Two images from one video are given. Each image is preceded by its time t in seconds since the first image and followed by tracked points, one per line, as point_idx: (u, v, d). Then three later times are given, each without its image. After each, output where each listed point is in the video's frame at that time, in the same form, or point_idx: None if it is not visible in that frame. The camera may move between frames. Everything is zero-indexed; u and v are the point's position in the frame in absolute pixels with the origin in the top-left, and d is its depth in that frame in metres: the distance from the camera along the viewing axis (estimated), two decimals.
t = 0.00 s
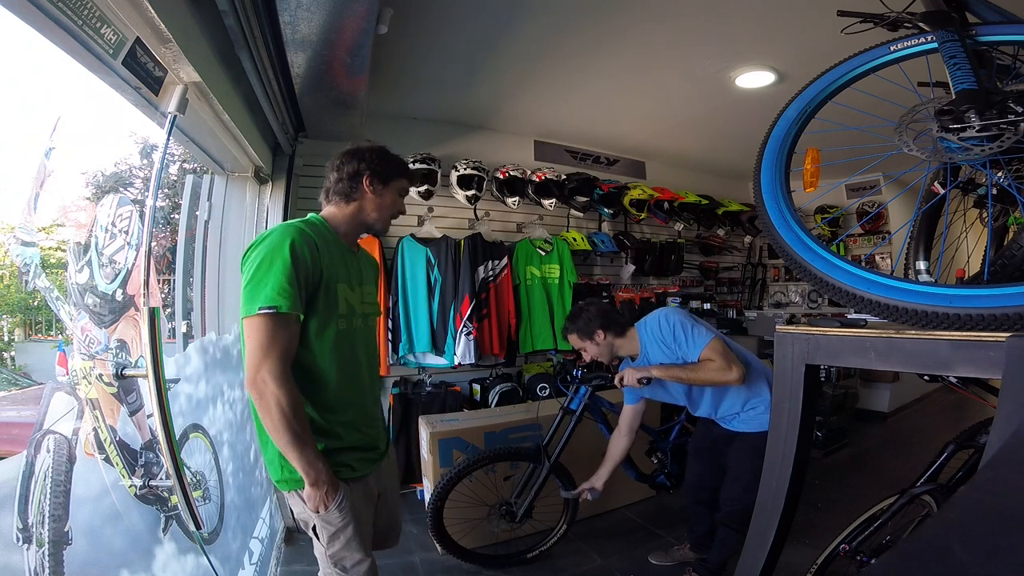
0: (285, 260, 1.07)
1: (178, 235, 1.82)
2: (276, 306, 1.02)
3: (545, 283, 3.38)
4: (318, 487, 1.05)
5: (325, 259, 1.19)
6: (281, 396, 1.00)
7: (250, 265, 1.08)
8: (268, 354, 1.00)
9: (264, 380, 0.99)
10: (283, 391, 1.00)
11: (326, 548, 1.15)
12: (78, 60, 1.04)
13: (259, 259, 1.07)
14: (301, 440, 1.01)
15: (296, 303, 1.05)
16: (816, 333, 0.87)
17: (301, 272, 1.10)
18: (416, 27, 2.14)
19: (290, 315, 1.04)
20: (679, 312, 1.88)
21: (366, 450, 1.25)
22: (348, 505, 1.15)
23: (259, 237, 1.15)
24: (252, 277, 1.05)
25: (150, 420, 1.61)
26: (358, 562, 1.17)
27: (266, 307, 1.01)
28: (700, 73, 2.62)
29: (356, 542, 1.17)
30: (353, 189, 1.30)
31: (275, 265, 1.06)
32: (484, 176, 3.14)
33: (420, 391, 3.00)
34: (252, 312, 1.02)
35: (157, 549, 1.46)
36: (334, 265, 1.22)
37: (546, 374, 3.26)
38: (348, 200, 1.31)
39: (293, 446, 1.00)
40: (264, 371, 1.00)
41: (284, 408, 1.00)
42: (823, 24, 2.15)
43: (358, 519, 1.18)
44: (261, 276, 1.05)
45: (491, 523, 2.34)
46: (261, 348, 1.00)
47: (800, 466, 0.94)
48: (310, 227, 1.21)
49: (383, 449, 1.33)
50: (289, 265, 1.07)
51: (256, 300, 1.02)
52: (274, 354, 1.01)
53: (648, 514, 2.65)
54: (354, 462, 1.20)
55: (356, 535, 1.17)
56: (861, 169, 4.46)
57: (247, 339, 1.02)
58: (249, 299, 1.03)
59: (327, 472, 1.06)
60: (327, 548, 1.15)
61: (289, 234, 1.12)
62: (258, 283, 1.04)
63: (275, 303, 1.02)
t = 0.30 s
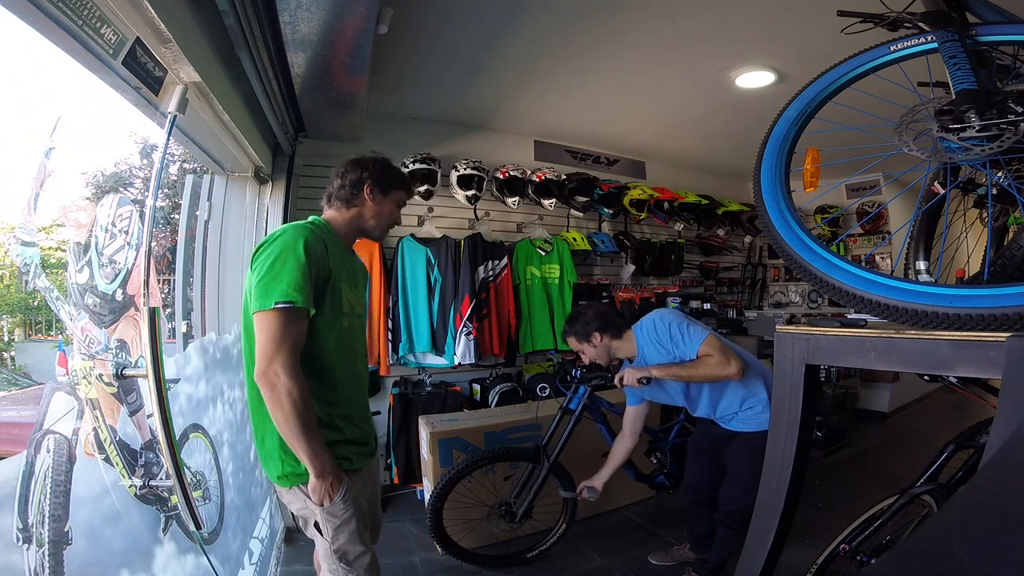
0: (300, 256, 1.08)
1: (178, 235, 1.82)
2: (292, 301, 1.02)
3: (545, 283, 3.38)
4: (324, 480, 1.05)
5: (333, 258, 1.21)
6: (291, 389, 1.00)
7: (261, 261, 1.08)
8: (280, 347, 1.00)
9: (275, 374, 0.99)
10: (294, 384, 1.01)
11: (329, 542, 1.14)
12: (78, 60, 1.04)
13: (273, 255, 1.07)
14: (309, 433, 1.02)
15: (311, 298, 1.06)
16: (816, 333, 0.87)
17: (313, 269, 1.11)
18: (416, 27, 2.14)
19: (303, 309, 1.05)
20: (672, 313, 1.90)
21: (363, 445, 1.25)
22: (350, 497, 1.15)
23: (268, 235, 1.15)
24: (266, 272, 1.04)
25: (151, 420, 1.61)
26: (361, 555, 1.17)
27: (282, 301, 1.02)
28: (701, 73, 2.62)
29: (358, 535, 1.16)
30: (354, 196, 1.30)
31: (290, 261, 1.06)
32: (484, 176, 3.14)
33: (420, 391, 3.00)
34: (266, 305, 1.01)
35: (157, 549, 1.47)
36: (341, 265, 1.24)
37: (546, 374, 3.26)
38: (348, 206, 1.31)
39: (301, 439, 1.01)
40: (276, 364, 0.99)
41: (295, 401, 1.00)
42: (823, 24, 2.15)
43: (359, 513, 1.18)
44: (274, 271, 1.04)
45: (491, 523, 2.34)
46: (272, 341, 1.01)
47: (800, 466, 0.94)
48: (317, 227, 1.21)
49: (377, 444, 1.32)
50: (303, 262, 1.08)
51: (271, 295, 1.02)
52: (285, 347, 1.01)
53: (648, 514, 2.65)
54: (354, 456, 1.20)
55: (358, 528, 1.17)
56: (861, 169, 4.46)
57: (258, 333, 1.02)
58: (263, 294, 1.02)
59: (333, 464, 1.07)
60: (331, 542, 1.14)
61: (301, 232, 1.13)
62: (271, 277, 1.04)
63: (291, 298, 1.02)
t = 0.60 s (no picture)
0: (305, 251, 1.09)
1: (178, 235, 1.82)
2: (295, 294, 1.03)
3: (545, 283, 3.38)
4: (315, 475, 1.04)
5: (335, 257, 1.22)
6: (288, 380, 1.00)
7: (265, 253, 1.08)
8: (278, 339, 1.01)
9: (272, 365, 0.99)
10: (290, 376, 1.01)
11: (322, 540, 1.13)
12: (77, 59, 1.04)
13: (278, 248, 1.07)
14: (303, 425, 1.02)
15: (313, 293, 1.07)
16: (816, 333, 0.87)
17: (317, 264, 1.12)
18: (416, 27, 2.14)
19: (305, 303, 1.06)
20: (673, 313, 1.90)
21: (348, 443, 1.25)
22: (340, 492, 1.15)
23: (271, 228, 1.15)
24: (270, 265, 1.05)
25: (151, 421, 1.61)
26: (354, 552, 1.17)
27: (286, 294, 1.02)
28: (701, 73, 2.62)
29: (350, 531, 1.16)
30: (355, 203, 1.30)
31: (295, 255, 1.07)
32: (484, 176, 3.14)
33: (420, 391, 3.01)
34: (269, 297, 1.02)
35: (157, 549, 1.47)
36: (341, 264, 1.25)
37: (546, 374, 3.25)
38: (348, 212, 1.31)
39: (294, 431, 1.01)
40: (273, 355, 1.00)
41: (291, 393, 1.00)
42: (823, 24, 2.15)
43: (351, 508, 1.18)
44: (278, 264, 1.05)
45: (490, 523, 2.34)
46: (271, 333, 1.01)
47: (800, 466, 0.94)
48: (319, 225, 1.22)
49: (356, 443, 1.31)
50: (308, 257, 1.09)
51: (274, 287, 1.02)
52: (284, 339, 1.01)
53: (648, 514, 2.65)
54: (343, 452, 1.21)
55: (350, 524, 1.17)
56: (861, 169, 4.46)
57: (257, 324, 1.02)
58: (266, 286, 1.02)
59: (324, 459, 1.07)
60: (323, 540, 1.13)
61: (307, 227, 1.14)
62: (275, 270, 1.04)
63: (294, 291, 1.03)
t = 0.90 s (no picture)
0: (309, 248, 1.09)
1: (178, 235, 1.82)
2: (301, 291, 1.03)
3: (545, 283, 3.38)
4: (317, 478, 1.05)
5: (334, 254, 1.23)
6: (290, 380, 1.01)
7: (266, 249, 1.07)
8: (281, 339, 1.01)
9: (276, 365, 0.99)
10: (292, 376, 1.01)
11: (321, 549, 1.12)
12: (77, 59, 1.04)
13: (280, 244, 1.07)
14: (304, 426, 1.02)
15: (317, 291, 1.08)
16: (817, 333, 0.87)
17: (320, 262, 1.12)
18: (416, 27, 2.14)
19: (308, 300, 1.07)
20: (699, 296, 1.81)
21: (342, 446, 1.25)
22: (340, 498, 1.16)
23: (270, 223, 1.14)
24: (273, 260, 1.04)
25: (151, 420, 1.61)
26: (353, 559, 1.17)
27: (293, 291, 1.02)
28: (701, 74, 2.62)
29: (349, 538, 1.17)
30: (350, 203, 1.29)
31: (300, 252, 1.07)
32: (484, 176, 3.14)
33: (420, 391, 3.01)
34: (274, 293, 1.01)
35: (157, 549, 1.47)
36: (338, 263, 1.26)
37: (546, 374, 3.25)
38: (343, 211, 1.30)
39: (295, 432, 1.01)
40: (276, 356, 1.00)
41: (293, 393, 1.01)
42: (823, 24, 2.14)
43: (349, 512, 1.18)
44: (282, 260, 1.05)
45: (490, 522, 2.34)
46: (273, 333, 1.00)
47: (800, 466, 0.93)
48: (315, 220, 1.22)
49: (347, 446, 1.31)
50: (312, 254, 1.09)
51: (279, 284, 1.02)
52: (287, 339, 1.02)
53: (648, 514, 2.65)
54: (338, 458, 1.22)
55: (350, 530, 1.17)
56: (861, 169, 4.46)
57: (258, 323, 1.01)
58: (268, 282, 1.02)
59: (325, 462, 1.07)
60: (324, 548, 1.12)
61: (309, 223, 1.14)
62: (279, 266, 1.04)
63: (300, 288, 1.03)
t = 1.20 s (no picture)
0: (300, 252, 1.01)
1: (178, 235, 1.83)
2: (296, 303, 0.96)
3: (545, 283, 3.38)
4: (320, 506, 0.97)
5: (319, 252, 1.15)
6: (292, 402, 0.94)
7: (247, 252, 0.97)
8: (280, 359, 0.94)
9: (276, 387, 0.92)
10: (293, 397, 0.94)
11: None
12: (80, 61, 1.03)
13: (267, 248, 0.98)
14: (308, 450, 0.96)
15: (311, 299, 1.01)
16: (816, 333, 0.87)
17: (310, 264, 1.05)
18: (415, 26, 2.13)
19: (302, 310, 0.99)
20: (729, 291, 1.76)
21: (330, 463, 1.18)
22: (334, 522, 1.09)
23: (245, 217, 1.03)
24: (261, 267, 0.95)
25: (151, 420, 1.61)
26: None
27: (287, 303, 0.95)
28: (700, 74, 2.62)
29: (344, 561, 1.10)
30: (324, 188, 1.22)
31: (290, 257, 0.99)
32: (484, 176, 3.14)
33: (421, 391, 3.01)
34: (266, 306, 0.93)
35: (157, 549, 1.49)
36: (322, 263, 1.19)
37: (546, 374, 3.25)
38: (318, 197, 1.22)
39: (297, 460, 0.94)
40: (275, 377, 0.92)
41: (296, 416, 0.94)
42: (823, 24, 2.14)
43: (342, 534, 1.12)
44: (271, 266, 0.96)
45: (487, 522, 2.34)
46: (271, 352, 0.93)
47: (800, 466, 0.93)
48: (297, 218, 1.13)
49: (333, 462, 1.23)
50: (303, 258, 1.01)
51: (271, 294, 0.94)
52: (285, 357, 0.95)
53: (648, 514, 2.65)
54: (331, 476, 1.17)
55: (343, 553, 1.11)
56: (861, 169, 4.46)
57: (247, 345, 0.92)
58: (258, 295, 0.93)
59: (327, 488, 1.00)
60: None
61: (295, 220, 1.05)
62: (269, 275, 0.95)
63: (295, 300, 0.96)
